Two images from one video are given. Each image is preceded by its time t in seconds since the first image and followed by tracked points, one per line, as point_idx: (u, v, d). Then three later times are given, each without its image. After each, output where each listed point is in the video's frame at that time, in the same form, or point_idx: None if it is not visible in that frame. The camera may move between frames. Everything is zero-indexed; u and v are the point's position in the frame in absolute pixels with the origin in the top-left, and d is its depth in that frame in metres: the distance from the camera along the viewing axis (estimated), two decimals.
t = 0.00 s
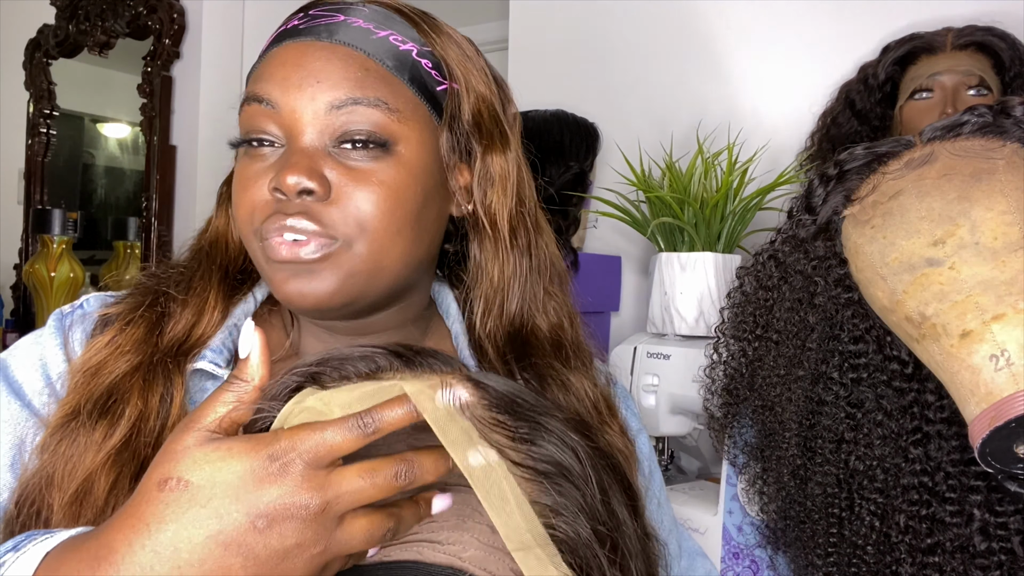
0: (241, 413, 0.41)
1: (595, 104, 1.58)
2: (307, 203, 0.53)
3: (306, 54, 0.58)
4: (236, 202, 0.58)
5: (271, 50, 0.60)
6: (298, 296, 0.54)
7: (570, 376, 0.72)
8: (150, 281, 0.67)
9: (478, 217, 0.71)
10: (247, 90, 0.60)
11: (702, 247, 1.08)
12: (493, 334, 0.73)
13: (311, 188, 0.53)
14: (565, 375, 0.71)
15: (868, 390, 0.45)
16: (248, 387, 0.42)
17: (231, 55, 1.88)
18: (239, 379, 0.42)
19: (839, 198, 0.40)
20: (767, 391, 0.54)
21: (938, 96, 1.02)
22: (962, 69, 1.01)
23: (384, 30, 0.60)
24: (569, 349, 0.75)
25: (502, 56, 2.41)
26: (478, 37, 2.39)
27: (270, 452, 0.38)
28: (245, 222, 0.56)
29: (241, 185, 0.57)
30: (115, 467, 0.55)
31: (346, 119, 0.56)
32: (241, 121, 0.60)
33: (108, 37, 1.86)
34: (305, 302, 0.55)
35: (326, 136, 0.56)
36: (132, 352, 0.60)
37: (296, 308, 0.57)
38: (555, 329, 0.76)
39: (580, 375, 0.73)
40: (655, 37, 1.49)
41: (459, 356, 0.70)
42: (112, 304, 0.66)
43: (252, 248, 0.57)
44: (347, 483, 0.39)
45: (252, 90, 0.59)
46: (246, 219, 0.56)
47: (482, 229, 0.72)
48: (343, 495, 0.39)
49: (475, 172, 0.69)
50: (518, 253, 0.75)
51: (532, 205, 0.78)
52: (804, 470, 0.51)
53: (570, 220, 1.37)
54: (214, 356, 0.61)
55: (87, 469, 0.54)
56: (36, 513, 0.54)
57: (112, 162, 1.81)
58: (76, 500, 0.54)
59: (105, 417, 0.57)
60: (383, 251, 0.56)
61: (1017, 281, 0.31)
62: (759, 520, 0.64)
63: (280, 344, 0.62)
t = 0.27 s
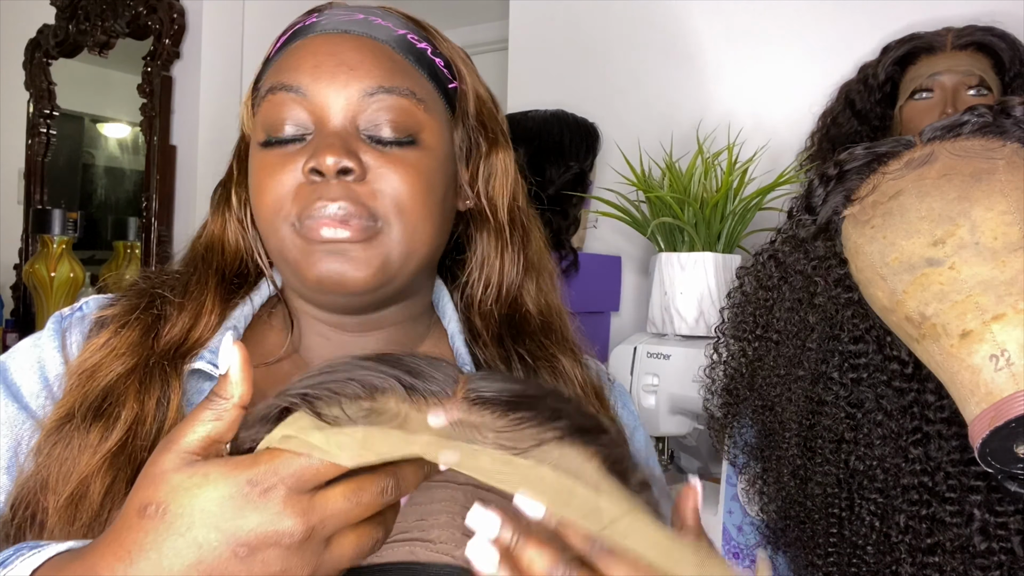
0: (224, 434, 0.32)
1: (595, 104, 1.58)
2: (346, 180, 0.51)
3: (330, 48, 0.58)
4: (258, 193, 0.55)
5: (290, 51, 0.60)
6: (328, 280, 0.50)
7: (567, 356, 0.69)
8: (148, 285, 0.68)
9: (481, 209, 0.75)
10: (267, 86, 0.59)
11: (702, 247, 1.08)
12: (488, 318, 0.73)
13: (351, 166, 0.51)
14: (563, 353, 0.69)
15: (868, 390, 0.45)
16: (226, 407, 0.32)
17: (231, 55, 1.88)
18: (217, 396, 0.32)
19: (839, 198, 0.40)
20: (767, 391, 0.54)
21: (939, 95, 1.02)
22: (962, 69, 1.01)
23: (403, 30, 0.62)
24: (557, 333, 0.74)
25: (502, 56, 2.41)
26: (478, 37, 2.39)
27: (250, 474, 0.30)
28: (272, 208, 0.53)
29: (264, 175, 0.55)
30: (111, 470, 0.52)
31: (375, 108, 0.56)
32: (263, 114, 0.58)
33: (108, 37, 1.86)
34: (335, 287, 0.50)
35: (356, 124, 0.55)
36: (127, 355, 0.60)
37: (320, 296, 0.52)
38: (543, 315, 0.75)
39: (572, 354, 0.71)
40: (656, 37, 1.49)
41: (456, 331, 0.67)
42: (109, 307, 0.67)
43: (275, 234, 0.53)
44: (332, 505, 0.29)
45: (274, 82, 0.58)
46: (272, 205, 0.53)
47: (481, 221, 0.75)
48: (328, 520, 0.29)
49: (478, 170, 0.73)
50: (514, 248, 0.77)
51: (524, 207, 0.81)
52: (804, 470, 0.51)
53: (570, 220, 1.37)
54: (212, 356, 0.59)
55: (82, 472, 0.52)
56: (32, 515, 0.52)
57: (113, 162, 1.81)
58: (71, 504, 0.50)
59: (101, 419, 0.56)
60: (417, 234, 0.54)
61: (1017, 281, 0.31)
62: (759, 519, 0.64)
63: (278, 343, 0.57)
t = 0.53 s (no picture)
0: (212, 439, 0.33)
1: (595, 104, 1.58)
2: (336, 169, 0.52)
3: (326, 43, 0.58)
4: (250, 181, 0.55)
5: (287, 47, 0.60)
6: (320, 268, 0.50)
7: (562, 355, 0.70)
8: (141, 287, 0.68)
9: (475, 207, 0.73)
10: (264, 79, 0.59)
11: (702, 247, 1.08)
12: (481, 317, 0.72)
13: (342, 154, 0.52)
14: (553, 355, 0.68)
15: (868, 390, 0.45)
16: (215, 411, 0.33)
17: (231, 55, 1.88)
18: (204, 401, 0.33)
19: (839, 198, 0.40)
20: (767, 391, 0.54)
21: (939, 96, 1.02)
22: (962, 69, 1.01)
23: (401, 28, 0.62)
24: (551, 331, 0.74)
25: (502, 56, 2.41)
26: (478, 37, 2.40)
27: (233, 475, 0.31)
28: (263, 195, 0.53)
29: (258, 164, 0.55)
30: (106, 472, 0.53)
31: (368, 100, 0.56)
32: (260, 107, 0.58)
33: (108, 37, 1.86)
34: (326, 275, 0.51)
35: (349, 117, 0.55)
36: (123, 356, 0.59)
37: (311, 284, 0.53)
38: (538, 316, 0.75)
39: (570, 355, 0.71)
40: (656, 37, 1.49)
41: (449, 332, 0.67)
42: (103, 310, 0.66)
43: (266, 225, 0.54)
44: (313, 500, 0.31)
45: (271, 76, 0.58)
46: (263, 193, 0.53)
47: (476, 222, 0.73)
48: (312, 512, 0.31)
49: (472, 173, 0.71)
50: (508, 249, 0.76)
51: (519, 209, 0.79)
52: (804, 470, 0.51)
53: (570, 221, 1.37)
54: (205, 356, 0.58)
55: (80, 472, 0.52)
56: (29, 518, 0.53)
57: (112, 162, 1.81)
58: (68, 505, 0.51)
59: (96, 421, 0.56)
60: (411, 223, 0.54)
61: (1018, 282, 0.31)
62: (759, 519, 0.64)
63: (270, 343, 0.60)
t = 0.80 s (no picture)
0: (206, 442, 0.37)
1: (595, 104, 1.58)
2: (304, 223, 0.52)
3: (306, 70, 0.56)
4: (226, 213, 0.57)
5: (268, 60, 0.58)
6: (290, 317, 0.54)
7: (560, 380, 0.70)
8: (139, 287, 0.67)
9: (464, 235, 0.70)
10: (242, 99, 0.58)
11: (702, 247, 1.08)
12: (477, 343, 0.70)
13: (308, 211, 0.52)
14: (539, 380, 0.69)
15: (868, 390, 0.45)
16: (207, 415, 0.37)
17: (231, 55, 1.88)
18: (196, 405, 0.37)
19: (838, 198, 0.40)
20: (767, 391, 0.54)
21: (938, 96, 1.02)
22: (962, 69, 1.01)
23: (384, 46, 0.59)
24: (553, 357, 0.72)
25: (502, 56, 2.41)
26: (478, 37, 2.40)
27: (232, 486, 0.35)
28: (236, 234, 0.55)
29: (231, 200, 0.56)
30: (100, 470, 0.54)
31: (343, 139, 0.54)
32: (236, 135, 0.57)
33: (108, 37, 1.86)
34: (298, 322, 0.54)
35: (321, 159, 0.54)
36: (118, 355, 0.59)
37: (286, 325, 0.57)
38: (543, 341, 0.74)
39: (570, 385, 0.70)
40: (656, 37, 1.49)
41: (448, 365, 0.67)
42: (102, 310, 0.65)
43: (242, 267, 0.56)
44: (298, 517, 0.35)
45: (246, 102, 0.57)
46: (237, 231, 0.55)
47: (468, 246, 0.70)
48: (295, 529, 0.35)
49: (465, 204, 0.68)
50: (506, 269, 0.73)
51: (520, 214, 0.75)
52: (804, 470, 0.51)
53: (570, 221, 1.37)
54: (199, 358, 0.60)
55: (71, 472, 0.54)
56: (24, 513, 0.54)
57: (113, 162, 1.81)
58: (61, 502, 0.53)
59: (90, 420, 0.56)
60: (382, 269, 0.55)
61: (1018, 282, 0.31)
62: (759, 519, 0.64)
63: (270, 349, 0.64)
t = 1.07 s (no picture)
0: (211, 426, 0.32)
1: (595, 104, 1.58)
2: (334, 175, 0.51)
3: (310, 41, 0.56)
4: (239, 191, 0.55)
5: (263, 49, 0.59)
6: (324, 275, 0.50)
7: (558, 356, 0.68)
8: (125, 285, 0.66)
9: (467, 207, 0.72)
10: (244, 83, 0.58)
11: (702, 247, 1.08)
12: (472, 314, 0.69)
13: (338, 158, 0.51)
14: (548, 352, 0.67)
15: (868, 390, 0.45)
16: (215, 398, 0.31)
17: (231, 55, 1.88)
18: (206, 389, 0.32)
19: (838, 198, 0.40)
20: (767, 391, 0.54)
21: (938, 95, 1.02)
22: (962, 69, 1.01)
23: (370, 25, 0.60)
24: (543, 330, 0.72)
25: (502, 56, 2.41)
26: (478, 37, 2.40)
27: (234, 457, 0.28)
28: (255, 209, 0.53)
29: (246, 173, 0.54)
30: (90, 478, 0.51)
31: (356, 103, 0.55)
32: (242, 109, 0.57)
33: (107, 37, 1.86)
34: (331, 280, 0.50)
35: (339, 115, 0.55)
36: (103, 359, 0.58)
37: (312, 294, 0.52)
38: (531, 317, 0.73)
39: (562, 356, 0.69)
40: (656, 37, 1.49)
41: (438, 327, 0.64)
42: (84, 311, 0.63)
43: (263, 239, 0.53)
44: (314, 487, 0.27)
45: (252, 78, 0.57)
46: (256, 203, 0.53)
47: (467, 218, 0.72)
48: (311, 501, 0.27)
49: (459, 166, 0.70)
50: (498, 247, 0.74)
51: (506, 207, 0.78)
52: (804, 471, 0.51)
53: (570, 221, 1.37)
54: (194, 360, 0.58)
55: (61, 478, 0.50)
56: (10, 524, 0.51)
57: (112, 162, 1.81)
58: (50, 511, 0.49)
59: (76, 427, 0.54)
60: (407, 219, 0.54)
61: (1018, 282, 0.31)
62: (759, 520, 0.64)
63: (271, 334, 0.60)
